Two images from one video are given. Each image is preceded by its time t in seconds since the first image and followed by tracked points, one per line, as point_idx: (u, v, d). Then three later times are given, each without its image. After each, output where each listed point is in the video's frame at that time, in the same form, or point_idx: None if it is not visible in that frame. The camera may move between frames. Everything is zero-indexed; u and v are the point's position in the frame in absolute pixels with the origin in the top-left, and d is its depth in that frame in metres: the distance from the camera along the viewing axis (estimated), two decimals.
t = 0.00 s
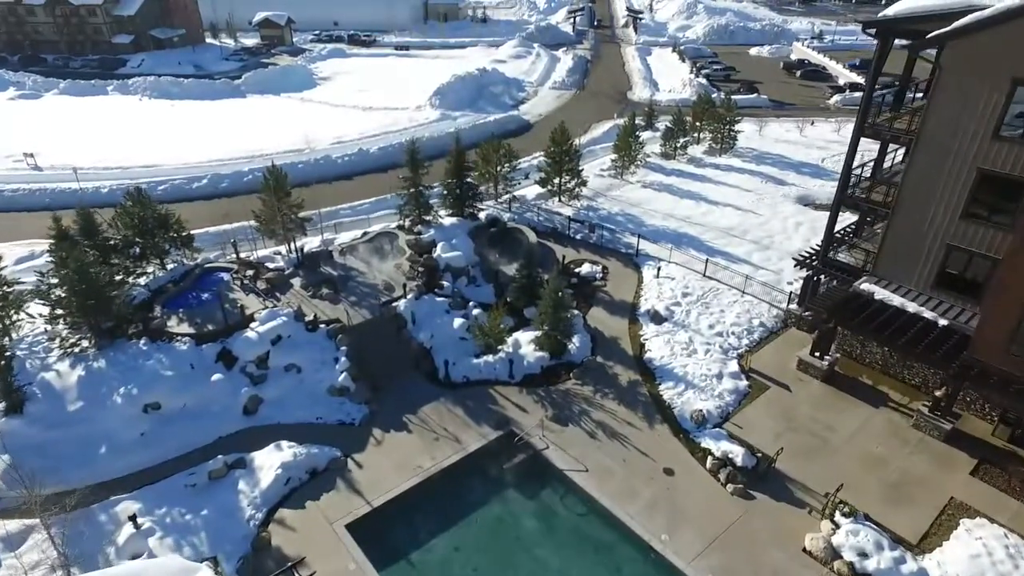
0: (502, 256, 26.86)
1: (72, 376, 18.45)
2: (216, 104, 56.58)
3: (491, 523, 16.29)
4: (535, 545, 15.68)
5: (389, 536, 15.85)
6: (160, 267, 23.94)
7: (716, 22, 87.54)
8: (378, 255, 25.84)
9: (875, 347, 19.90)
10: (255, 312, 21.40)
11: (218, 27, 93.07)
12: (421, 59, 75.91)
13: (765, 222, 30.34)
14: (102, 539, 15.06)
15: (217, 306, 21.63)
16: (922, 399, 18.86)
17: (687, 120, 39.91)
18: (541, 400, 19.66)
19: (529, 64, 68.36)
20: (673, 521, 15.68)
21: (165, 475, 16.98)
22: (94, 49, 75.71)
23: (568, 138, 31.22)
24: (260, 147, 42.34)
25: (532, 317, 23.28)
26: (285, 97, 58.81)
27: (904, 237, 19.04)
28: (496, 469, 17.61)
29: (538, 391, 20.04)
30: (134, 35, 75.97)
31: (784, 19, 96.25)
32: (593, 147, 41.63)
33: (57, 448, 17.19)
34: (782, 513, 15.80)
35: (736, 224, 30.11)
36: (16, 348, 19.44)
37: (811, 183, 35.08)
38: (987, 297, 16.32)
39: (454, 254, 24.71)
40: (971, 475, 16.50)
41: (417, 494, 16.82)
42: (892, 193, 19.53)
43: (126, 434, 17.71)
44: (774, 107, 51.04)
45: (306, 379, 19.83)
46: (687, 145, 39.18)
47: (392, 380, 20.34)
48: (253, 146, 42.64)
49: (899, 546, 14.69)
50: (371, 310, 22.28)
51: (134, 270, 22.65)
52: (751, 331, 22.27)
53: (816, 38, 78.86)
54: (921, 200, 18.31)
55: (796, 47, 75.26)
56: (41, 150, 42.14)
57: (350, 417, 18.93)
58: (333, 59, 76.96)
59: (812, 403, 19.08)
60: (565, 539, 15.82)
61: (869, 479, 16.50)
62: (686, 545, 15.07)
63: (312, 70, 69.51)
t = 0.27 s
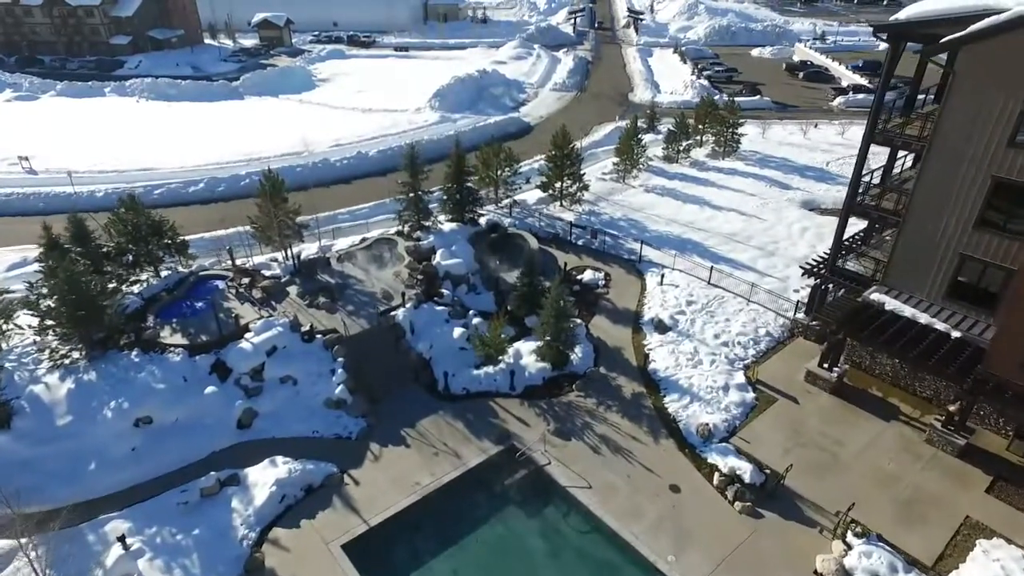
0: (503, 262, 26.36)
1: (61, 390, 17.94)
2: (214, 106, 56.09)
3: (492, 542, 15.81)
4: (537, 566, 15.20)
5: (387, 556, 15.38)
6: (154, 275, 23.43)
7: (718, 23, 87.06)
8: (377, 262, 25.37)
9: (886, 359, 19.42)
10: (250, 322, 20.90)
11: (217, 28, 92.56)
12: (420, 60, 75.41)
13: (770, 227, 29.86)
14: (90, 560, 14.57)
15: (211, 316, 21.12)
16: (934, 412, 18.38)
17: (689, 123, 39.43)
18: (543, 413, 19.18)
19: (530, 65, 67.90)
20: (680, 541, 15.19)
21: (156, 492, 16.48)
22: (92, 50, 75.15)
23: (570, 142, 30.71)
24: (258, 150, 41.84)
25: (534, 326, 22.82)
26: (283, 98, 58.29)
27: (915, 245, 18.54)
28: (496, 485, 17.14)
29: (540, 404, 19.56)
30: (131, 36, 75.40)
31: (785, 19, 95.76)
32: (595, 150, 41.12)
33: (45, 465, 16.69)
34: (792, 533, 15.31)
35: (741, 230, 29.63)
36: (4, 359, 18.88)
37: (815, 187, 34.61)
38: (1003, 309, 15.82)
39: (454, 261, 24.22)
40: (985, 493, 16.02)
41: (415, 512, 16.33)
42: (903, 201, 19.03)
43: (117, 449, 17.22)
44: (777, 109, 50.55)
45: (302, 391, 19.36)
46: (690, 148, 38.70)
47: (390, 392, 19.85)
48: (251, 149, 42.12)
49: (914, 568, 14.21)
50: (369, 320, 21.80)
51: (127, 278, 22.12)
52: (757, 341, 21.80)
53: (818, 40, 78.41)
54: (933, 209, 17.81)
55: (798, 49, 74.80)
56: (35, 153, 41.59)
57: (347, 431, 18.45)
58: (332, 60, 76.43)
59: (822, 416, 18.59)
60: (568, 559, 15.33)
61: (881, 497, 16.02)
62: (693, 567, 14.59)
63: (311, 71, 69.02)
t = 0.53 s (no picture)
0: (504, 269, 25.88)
1: (50, 403, 17.47)
2: (211, 107, 55.62)
3: (492, 562, 15.35)
4: None
5: None
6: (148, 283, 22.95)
7: (719, 23, 86.58)
8: (375, 269, 24.90)
9: (896, 371, 18.94)
10: (244, 332, 20.43)
11: (215, 28, 92.05)
12: (420, 61, 74.89)
13: (774, 233, 29.39)
14: None
15: (204, 325, 20.56)
16: (946, 427, 17.92)
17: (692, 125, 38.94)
18: (545, 426, 18.71)
19: (530, 66, 67.43)
20: (687, 562, 14.72)
21: (147, 510, 16.01)
22: (89, 51, 74.62)
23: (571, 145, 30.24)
24: (256, 153, 41.35)
25: (535, 335, 22.35)
26: (282, 100, 57.77)
27: (925, 255, 18.07)
28: (497, 502, 16.67)
29: (541, 416, 19.09)
30: (129, 36, 74.91)
31: (787, 20, 95.24)
32: (596, 153, 40.63)
33: (32, 482, 16.22)
34: (802, 553, 14.84)
35: (745, 235, 29.16)
36: None
37: (820, 192, 34.15)
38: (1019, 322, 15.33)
39: (454, 269, 23.75)
40: (1001, 512, 15.56)
41: (413, 530, 15.86)
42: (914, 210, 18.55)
43: (107, 465, 16.75)
44: (780, 111, 50.07)
45: (297, 404, 18.89)
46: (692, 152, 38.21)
47: (388, 405, 19.38)
48: (248, 152, 41.62)
49: None
50: (367, 330, 21.32)
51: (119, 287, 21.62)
52: (764, 351, 21.34)
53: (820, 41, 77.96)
54: (946, 218, 17.33)
55: (800, 49, 74.32)
56: (30, 157, 41.08)
57: (344, 445, 17.98)
58: (331, 61, 75.93)
59: (831, 430, 18.11)
60: None
61: (894, 515, 15.56)
62: None
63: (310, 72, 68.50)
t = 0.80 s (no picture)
0: (505, 277, 25.33)
1: (36, 421, 16.92)
2: (208, 109, 55.11)
3: None
4: None
5: None
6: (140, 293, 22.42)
7: (720, 24, 86.05)
8: (373, 278, 24.38)
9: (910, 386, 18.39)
10: (238, 345, 19.90)
11: (214, 29, 91.49)
12: (420, 62, 74.33)
13: (780, 240, 28.86)
14: None
15: (198, 338, 20.04)
16: (962, 445, 17.37)
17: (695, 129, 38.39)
18: (547, 443, 18.16)
19: (531, 68, 66.89)
20: None
21: (136, 533, 15.47)
22: (87, 52, 74.09)
23: (573, 151, 29.67)
24: (253, 157, 40.81)
25: (537, 347, 21.82)
26: (280, 102, 57.22)
27: (940, 266, 17.55)
28: (498, 523, 16.13)
29: (544, 432, 18.54)
30: (126, 37, 74.40)
31: (789, 21, 94.68)
32: (597, 157, 40.12)
33: (17, 504, 15.67)
34: None
35: (751, 242, 28.63)
36: None
37: (825, 197, 33.63)
38: None
39: (453, 278, 23.20)
40: (1020, 535, 15.03)
41: (412, 553, 15.32)
42: (929, 220, 18.02)
43: (95, 486, 16.20)
44: (783, 114, 49.52)
45: (293, 420, 18.35)
46: (696, 156, 37.66)
47: (386, 421, 18.82)
48: (246, 156, 41.07)
49: None
50: (364, 342, 20.78)
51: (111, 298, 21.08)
52: (771, 365, 20.83)
53: (822, 42, 77.44)
54: (962, 229, 16.79)
55: (802, 51, 73.75)
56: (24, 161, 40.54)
57: (341, 464, 17.42)
58: (331, 62, 75.37)
59: (842, 447, 17.57)
60: None
61: (910, 539, 14.99)
62: None
63: (309, 73, 67.97)
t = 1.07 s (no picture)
0: (505, 285, 24.86)
1: (25, 436, 16.46)
2: (206, 111, 54.69)
3: None
4: None
5: None
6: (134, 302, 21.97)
7: (721, 25, 85.58)
8: (371, 287, 23.92)
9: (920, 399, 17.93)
10: (233, 356, 19.45)
11: (213, 30, 91.00)
12: (419, 63, 73.85)
13: (785, 246, 28.40)
14: None
15: (191, 350, 19.59)
16: (976, 460, 16.92)
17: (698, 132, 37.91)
18: (549, 458, 17.69)
19: (531, 69, 66.43)
20: None
21: (125, 553, 15.00)
22: (84, 53, 73.60)
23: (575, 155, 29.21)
24: (250, 160, 40.37)
25: (538, 357, 21.36)
26: (279, 104, 56.78)
27: (953, 276, 17.06)
28: (498, 542, 15.66)
29: (545, 446, 18.09)
30: (124, 38, 73.99)
31: (791, 22, 94.01)
32: (599, 160, 39.66)
33: (3, 523, 15.20)
34: None
35: (755, 249, 28.17)
36: None
37: (830, 201, 33.17)
38: None
39: (453, 287, 22.73)
40: None
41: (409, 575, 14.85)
42: (941, 229, 17.55)
43: (84, 504, 15.74)
44: (786, 116, 49.07)
45: (288, 435, 17.91)
46: (698, 159, 37.19)
47: (384, 434, 18.36)
48: (243, 159, 40.61)
49: None
50: (361, 353, 20.32)
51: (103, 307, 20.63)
52: (778, 376, 20.38)
53: (824, 44, 76.98)
54: (976, 239, 16.33)
55: (804, 52, 73.28)
56: (19, 164, 40.07)
57: (337, 480, 16.97)
58: (330, 63, 74.89)
59: (852, 462, 17.12)
60: None
61: (924, 560, 14.53)
62: None
63: (308, 75, 67.51)
